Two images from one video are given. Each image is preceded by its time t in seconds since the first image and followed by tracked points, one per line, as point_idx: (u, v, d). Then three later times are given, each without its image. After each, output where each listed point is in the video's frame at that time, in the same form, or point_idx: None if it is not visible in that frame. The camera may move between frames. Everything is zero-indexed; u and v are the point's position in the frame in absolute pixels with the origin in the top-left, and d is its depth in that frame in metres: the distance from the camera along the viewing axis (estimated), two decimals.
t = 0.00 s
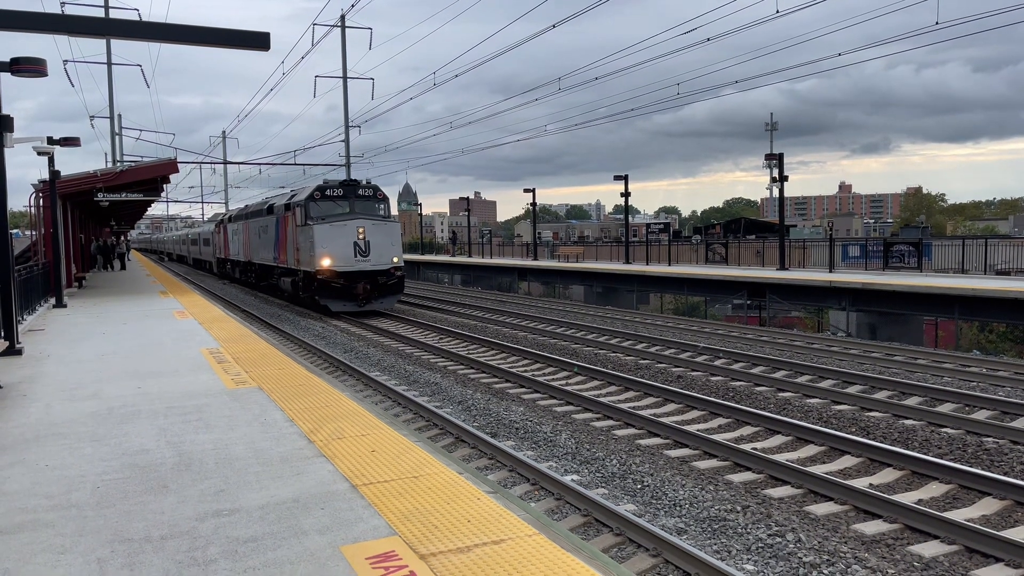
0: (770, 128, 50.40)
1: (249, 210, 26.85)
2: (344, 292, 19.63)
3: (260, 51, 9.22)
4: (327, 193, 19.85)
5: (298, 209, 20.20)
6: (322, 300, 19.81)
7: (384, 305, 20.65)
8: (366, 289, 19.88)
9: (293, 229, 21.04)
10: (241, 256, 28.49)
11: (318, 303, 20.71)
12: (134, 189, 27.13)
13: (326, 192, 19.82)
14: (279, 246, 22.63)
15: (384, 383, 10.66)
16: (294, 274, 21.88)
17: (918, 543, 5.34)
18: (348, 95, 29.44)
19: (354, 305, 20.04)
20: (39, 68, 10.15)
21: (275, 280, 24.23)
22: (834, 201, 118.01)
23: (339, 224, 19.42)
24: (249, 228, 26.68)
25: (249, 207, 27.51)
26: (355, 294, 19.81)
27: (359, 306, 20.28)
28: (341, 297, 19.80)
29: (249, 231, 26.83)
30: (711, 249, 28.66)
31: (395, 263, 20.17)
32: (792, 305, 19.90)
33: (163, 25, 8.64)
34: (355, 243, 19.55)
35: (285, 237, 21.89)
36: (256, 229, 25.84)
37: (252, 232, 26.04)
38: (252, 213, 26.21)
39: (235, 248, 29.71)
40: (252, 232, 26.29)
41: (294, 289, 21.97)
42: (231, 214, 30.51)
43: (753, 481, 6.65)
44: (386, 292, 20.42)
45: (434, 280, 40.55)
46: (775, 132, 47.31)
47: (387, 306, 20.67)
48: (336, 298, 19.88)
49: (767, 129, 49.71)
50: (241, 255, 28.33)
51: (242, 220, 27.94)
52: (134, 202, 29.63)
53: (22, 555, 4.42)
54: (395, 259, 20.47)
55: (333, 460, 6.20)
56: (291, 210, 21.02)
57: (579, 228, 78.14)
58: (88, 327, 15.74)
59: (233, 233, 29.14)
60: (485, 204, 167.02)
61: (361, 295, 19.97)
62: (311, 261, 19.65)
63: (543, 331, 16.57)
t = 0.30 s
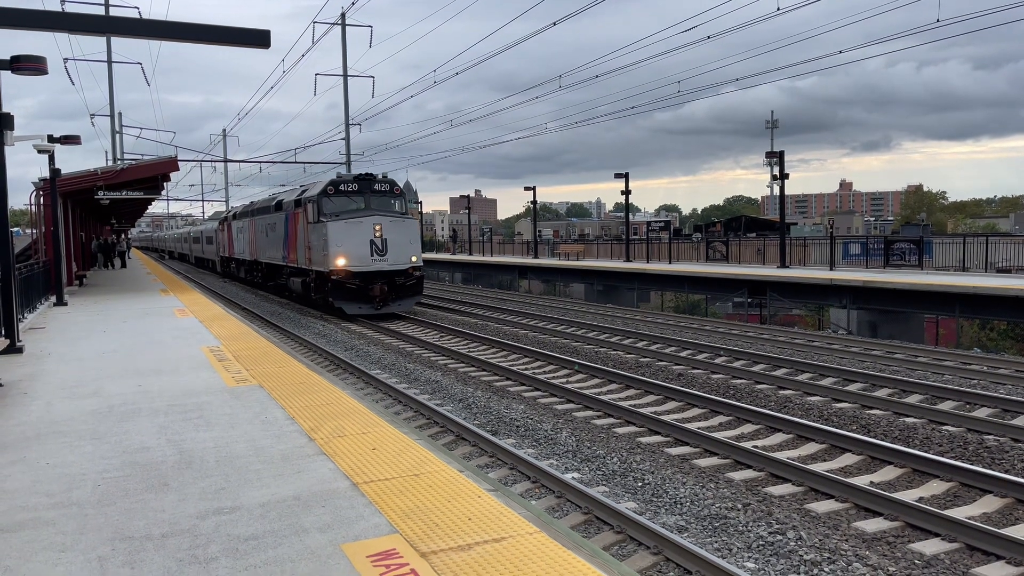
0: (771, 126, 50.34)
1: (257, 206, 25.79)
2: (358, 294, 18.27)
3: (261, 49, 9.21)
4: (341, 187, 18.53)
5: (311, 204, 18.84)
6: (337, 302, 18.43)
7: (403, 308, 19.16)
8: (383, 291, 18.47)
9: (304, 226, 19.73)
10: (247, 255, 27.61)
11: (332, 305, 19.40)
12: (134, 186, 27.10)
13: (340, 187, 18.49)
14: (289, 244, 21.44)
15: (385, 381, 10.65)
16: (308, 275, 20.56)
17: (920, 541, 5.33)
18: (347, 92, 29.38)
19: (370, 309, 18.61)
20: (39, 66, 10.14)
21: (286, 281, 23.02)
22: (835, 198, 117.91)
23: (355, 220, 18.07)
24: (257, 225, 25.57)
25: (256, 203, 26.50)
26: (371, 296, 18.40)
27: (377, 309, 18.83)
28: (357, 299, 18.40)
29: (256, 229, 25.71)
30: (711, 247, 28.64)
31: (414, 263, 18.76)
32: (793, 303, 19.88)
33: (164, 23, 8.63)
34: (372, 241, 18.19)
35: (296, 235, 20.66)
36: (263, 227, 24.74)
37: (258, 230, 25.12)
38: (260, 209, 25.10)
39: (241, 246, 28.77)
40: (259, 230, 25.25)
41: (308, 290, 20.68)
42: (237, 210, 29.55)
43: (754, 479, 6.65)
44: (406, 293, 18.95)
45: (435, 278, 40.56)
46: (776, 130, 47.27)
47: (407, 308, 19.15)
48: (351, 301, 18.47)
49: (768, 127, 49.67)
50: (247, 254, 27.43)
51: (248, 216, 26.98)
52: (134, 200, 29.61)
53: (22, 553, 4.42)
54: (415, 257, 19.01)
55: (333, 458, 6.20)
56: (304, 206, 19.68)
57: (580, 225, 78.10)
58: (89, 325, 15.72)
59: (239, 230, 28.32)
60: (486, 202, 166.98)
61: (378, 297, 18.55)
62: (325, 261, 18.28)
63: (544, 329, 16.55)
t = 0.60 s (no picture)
0: (771, 125, 50.31)
1: (264, 203, 24.81)
2: (377, 296, 17.22)
3: (261, 46, 9.20)
4: (357, 182, 17.44)
5: (325, 200, 17.73)
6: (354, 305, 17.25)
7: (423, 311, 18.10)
8: (403, 293, 17.41)
9: (317, 224, 18.63)
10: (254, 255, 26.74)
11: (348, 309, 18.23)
12: (135, 184, 26.97)
13: (356, 182, 17.42)
14: (299, 243, 20.37)
15: (385, 380, 10.66)
16: (321, 275, 19.36)
17: (922, 540, 5.32)
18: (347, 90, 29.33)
19: (389, 312, 17.51)
20: (39, 65, 10.13)
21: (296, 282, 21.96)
22: (836, 196, 117.81)
23: (373, 217, 16.98)
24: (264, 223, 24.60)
25: (263, 200, 25.61)
26: (390, 298, 17.35)
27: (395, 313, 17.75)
28: (375, 302, 17.32)
29: (264, 227, 24.77)
30: (712, 245, 28.64)
31: (434, 264, 17.67)
32: (794, 301, 19.88)
33: (164, 21, 8.61)
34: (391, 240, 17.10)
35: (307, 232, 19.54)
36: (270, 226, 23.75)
37: (266, 228, 24.10)
38: (268, 205, 24.12)
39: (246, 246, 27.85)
40: (266, 228, 24.27)
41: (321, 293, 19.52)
42: (243, 207, 28.63)
43: (755, 477, 6.65)
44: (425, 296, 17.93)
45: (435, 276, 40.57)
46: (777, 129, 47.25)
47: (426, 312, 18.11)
48: (369, 303, 17.36)
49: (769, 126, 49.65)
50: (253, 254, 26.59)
51: (255, 214, 26.09)
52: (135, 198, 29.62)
53: (22, 552, 4.42)
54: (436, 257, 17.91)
55: (334, 457, 6.19)
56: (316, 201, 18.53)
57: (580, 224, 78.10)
58: (89, 323, 15.71)
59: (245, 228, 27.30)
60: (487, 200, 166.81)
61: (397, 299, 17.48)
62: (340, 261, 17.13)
63: (545, 327, 16.54)
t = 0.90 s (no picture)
0: (772, 123, 50.26)
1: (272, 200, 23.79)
2: (398, 299, 15.98)
3: (262, 45, 9.19)
4: (375, 176, 16.28)
5: (341, 196, 16.58)
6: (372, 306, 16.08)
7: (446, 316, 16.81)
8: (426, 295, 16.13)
9: (332, 221, 17.50)
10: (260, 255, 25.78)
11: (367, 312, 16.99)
12: (136, 183, 26.95)
13: (374, 176, 16.25)
14: (311, 243, 19.28)
15: (386, 379, 10.66)
16: (337, 276, 18.20)
17: (923, 539, 5.31)
18: (347, 89, 29.29)
19: (410, 317, 16.25)
20: (39, 64, 10.12)
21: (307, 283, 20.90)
22: (837, 195, 117.70)
23: (393, 214, 15.80)
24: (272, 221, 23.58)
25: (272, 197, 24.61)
26: (412, 301, 16.10)
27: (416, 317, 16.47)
28: (395, 306, 16.10)
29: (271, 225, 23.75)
30: (713, 244, 28.61)
31: (459, 264, 16.42)
32: (794, 300, 19.88)
33: (164, 20, 8.61)
34: (413, 239, 15.91)
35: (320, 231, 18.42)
36: (278, 224, 22.73)
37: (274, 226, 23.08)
38: (277, 202, 23.08)
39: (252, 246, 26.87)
40: (274, 226, 23.25)
41: (336, 295, 18.39)
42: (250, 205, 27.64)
43: (756, 476, 6.64)
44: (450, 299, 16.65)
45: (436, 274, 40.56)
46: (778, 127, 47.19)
47: (450, 317, 16.79)
48: (389, 308, 16.12)
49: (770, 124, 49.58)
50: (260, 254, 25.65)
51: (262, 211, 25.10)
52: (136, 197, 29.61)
53: (22, 551, 4.41)
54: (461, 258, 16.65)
55: (334, 456, 6.19)
56: (331, 197, 17.35)
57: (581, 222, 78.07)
58: (90, 322, 15.72)
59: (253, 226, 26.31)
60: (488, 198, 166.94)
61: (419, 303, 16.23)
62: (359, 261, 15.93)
63: (546, 326, 16.52)
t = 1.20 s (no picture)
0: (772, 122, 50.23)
1: (282, 197, 22.74)
2: (421, 304, 14.92)
3: (263, 45, 9.20)
4: (397, 171, 15.17)
5: (359, 190, 15.48)
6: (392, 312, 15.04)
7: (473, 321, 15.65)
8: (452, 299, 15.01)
9: (349, 219, 16.42)
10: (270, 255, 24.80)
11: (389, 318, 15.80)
12: (136, 183, 26.94)
13: (395, 170, 15.16)
14: (326, 243, 18.16)
15: (387, 379, 10.64)
16: (354, 278, 17.12)
17: (923, 538, 5.31)
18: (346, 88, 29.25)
19: (436, 323, 15.16)
20: (40, 63, 10.12)
21: (320, 285, 19.86)
22: (837, 194, 117.61)
23: (417, 213, 14.73)
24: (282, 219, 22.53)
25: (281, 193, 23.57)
26: (437, 305, 15.00)
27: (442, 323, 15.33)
28: (419, 310, 15.00)
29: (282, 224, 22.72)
30: (713, 243, 28.59)
31: (487, 265, 15.38)
32: (794, 299, 19.90)
33: (164, 19, 8.61)
34: (438, 239, 14.87)
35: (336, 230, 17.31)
36: (288, 223, 21.76)
37: (284, 224, 22.10)
38: (287, 199, 22.02)
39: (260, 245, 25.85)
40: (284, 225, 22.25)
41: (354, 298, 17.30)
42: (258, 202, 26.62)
43: (757, 475, 6.64)
44: (476, 302, 15.53)
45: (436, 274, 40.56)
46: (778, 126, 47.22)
47: (477, 321, 15.62)
48: (412, 313, 15.02)
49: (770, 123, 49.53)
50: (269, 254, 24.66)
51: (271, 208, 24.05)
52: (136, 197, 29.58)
53: (24, 550, 4.42)
54: (490, 258, 15.56)
55: (335, 455, 6.19)
56: (349, 191, 16.20)
57: (580, 221, 78.05)
58: (90, 322, 15.69)
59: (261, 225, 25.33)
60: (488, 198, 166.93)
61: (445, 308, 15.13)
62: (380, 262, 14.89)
63: (547, 325, 16.52)
